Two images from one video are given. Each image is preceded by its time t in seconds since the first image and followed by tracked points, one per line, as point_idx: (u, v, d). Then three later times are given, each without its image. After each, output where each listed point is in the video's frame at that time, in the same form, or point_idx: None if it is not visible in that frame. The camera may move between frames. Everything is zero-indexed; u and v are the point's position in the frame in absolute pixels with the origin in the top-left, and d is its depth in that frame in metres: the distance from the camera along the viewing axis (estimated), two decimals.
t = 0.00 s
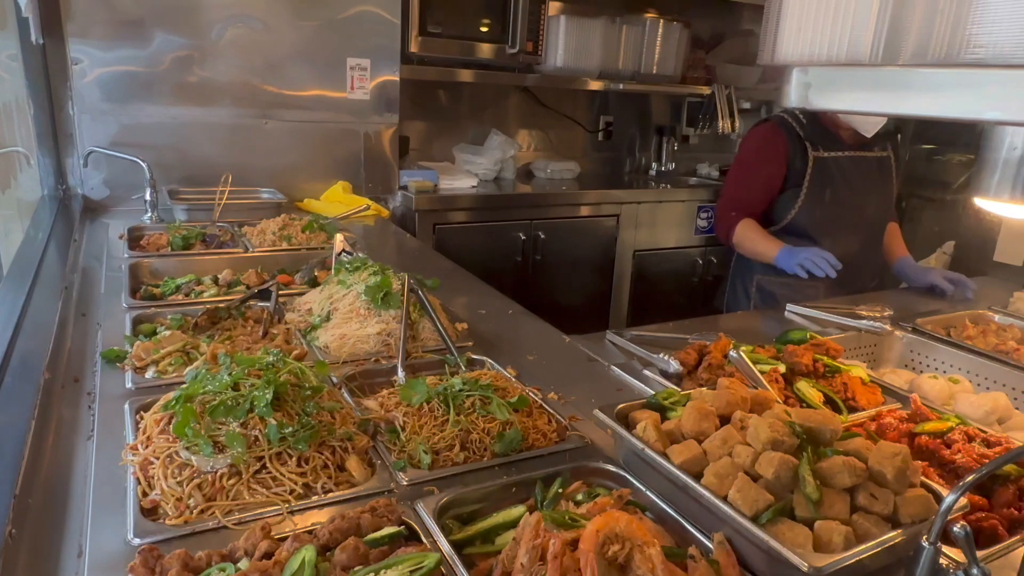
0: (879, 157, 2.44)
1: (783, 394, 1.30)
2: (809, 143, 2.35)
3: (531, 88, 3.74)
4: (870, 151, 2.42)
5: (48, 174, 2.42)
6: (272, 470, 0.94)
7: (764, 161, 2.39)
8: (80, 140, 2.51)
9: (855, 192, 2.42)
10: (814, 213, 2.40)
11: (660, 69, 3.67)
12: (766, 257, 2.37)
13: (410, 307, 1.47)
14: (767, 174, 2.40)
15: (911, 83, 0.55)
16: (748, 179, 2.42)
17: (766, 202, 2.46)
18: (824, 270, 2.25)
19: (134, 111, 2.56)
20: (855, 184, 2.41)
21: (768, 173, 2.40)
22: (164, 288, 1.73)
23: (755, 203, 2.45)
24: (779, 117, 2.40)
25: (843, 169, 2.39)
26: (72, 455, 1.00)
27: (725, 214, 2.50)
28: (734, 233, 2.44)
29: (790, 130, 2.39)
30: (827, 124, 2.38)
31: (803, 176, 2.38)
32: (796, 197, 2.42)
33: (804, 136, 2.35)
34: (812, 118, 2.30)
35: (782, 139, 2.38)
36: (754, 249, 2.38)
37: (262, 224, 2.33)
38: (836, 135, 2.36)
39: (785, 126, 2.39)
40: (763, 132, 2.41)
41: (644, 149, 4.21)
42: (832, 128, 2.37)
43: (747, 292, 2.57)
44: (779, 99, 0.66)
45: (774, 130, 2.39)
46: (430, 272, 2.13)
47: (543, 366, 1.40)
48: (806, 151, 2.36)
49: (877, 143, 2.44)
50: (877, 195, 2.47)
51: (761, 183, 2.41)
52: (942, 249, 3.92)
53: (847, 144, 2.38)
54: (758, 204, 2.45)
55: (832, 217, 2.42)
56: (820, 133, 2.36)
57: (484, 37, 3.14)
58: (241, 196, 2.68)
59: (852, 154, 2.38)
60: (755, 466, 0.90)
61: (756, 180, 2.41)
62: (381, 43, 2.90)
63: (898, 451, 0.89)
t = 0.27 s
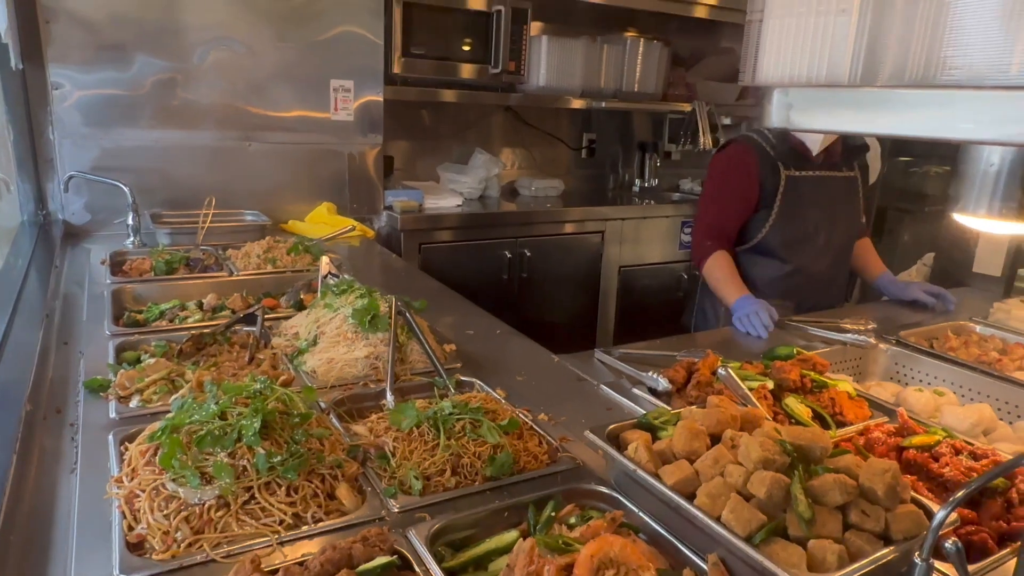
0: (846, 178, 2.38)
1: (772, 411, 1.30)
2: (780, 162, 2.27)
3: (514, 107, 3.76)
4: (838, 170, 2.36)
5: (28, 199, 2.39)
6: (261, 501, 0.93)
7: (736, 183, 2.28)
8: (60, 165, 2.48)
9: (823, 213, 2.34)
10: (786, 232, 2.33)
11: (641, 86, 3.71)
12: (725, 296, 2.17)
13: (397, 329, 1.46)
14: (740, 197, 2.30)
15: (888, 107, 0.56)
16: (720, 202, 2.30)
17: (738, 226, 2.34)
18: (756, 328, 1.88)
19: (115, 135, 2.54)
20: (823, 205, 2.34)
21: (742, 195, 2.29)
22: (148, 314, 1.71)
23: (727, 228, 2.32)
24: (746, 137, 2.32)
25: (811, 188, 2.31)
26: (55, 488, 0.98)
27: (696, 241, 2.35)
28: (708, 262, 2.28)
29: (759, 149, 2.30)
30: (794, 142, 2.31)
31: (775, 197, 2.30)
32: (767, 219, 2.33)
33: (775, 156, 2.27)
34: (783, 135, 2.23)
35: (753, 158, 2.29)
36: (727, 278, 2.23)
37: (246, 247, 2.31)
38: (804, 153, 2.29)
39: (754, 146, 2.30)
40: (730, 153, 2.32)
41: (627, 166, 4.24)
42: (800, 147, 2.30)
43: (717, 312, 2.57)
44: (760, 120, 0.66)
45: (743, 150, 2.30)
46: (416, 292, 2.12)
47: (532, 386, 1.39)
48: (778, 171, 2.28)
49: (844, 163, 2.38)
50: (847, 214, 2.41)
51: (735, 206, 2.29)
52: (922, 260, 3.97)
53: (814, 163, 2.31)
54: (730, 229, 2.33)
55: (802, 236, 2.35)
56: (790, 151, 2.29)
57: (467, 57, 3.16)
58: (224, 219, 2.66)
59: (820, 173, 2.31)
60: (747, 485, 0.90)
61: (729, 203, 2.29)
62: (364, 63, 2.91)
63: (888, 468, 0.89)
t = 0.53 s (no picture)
0: (820, 196, 2.42)
1: (761, 426, 1.31)
2: (753, 178, 2.30)
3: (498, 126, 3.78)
4: (811, 188, 2.39)
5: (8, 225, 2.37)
6: (251, 529, 0.92)
7: (713, 198, 2.30)
8: (41, 189, 2.46)
9: (798, 230, 2.37)
10: (764, 248, 2.36)
11: (623, 104, 3.75)
12: (713, 317, 2.16)
13: (386, 351, 1.46)
14: (717, 214, 2.31)
15: (870, 123, 0.57)
16: (699, 218, 2.31)
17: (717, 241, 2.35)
18: (749, 345, 1.88)
19: (97, 159, 2.52)
20: (796, 222, 2.37)
21: (719, 212, 2.30)
22: (132, 340, 1.69)
23: (707, 244, 2.32)
24: (717, 154, 2.35)
25: (785, 206, 2.34)
26: (39, 521, 0.96)
27: (677, 259, 2.34)
28: (691, 278, 2.27)
29: (731, 165, 2.33)
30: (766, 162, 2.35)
31: (751, 211, 2.32)
32: (743, 233, 2.35)
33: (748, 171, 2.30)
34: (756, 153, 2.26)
35: (728, 174, 2.31)
36: (712, 295, 2.22)
37: (231, 269, 2.30)
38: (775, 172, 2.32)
39: (727, 162, 2.33)
40: (704, 170, 2.33)
41: (611, 182, 4.28)
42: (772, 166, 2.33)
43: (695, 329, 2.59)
44: (743, 138, 0.68)
45: (717, 166, 2.33)
46: (404, 312, 2.12)
47: (522, 406, 1.39)
48: (752, 187, 2.31)
49: (818, 181, 2.41)
50: (823, 231, 2.44)
51: (712, 223, 2.30)
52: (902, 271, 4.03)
53: (787, 181, 2.34)
54: (710, 245, 2.33)
55: (779, 252, 2.38)
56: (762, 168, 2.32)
57: (450, 77, 3.18)
58: (209, 242, 2.64)
59: (793, 192, 2.34)
60: (741, 502, 0.90)
61: (707, 218, 2.30)
62: (348, 84, 2.92)
63: (879, 482, 0.91)
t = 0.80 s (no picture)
0: (794, 210, 2.46)
1: (747, 437, 1.31)
2: (727, 191, 2.35)
3: (481, 144, 3.81)
4: (785, 203, 2.44)
5: None
6: (239, 552, 0.91)
7: (689, 211, 2.33)
8: (21, 213, 2.44)
9: (774, 244, 2.41)
10: (744, 261, 2.39)
11: (605, 121, 3.79)
12: (697, 330, 2.17)
13: (373, 369, 1.46)
14: (695, 228, 2.33)
15: (845, 140, 0.58)
16: (677, 232, 2.33)
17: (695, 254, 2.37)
18: (735, 356, 1.90)
19: (78, 182, 2.51)
20: (772, 236, 2.41)
21: (696, 226, 2.33)
22: (115, 364, 1.67)
23: (686, 256, 2.34)
24: (690, 169, 2.40)
25: (761, 220, 2.38)
26: (21, 548, 0.95)
27: (658, 273, 2.34)
28: (673, 291, 2.27)
29: (705, 180, 2.37)
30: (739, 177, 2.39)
31: (726, 223, 2.36)
32: (720, 245, 2.38)
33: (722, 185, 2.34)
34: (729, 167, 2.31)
35: (702, 188, 2.36)
36: (695, 307, 2.22)
37: (216, 290, 2.29)
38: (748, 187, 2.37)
39: (700, 176, 2.38)
40: (678, 186, 2.37)
41: (594, 198, 4.31)
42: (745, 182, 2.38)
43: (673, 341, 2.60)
44: (723, 152, 0.70)
45: (691, 181, 2.37)
46: (389, 330, 2.12)
47: (510, 422, 1.39)
48: (725, 200, 2.35)
49: (792, 195, 2.46)
50: (799, 244, 2.49)
51: (691, 236, 2.32)
52: (882, 281, 4.09)
53: (762, 196, 2.39)
54: (689, 258, 2.35)
55: (758, 266, 2.41)
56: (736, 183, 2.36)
57: (433, 96, 3.20)
58: (192, 264, 2.63)
59: (768, 206, 2.39)
60: (728, 513, 0.91)
61: (685, 231, 2.32)
62: (331, 104, 2.94)
63: (863, 489, 0.91)
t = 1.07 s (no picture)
0: (771, 226, 2.50)
1: (733, 455, 1.32)
2: (704, 209, 2.38)
3: (465, 164, 3.83)
4: (762, 220, 2.48)
5: None
6: None
7: (668, 230, 2.36)
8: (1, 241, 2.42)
9: (753, 261, 2.45)
10: (726, 278, 2.41)
11: (587, 140, 3.83)
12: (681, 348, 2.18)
13: (360, 395, 1.45)
14: (674, 247, 2.36)
15: (821, 157, 0.70)
16: (657, 252, 2.35)
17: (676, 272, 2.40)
18: (720, 373, 1.92)
19: (60, 209, 2.50)
20: (751, 253, 2.44)
21: (675, 245, 2.36)
22: (98, 393, 1.66)
23: (668, 275, 2.36)
24: (668, 189, 2.43)
25: (739, 238, 2.42)
26: None
27: (640, 291, 2.37)
28: (655, 310, 2.29)
29: (683, 200, 2.40)
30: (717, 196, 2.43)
31: (705, 240, 2.38)
32: (700, 262, 2.40)
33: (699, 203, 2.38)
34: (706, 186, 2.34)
35: (680, 206, 2.39)
36: (677, 325, 2.24)
37: (200, 316, 2.28)
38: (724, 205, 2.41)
39: (678, 196, 2.41)
40: (657, 205, 2.40)
41: (579, 217, 4.34)
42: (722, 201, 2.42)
43: (657, 359, 2.62)
44: (702, 175, 0.82)
45: (670, 200, 2.40)
46: (376, 353, 2.11)
47: (498, 445, 1.39)
48: (703, 218, 2.38)
49: (769, 212, 2.50)
50: (779, 260, 2.52)
51: (671, 255, 2.35)
52: (864, 294, 4.14)
53: (740, 214, 2.43)
54: (670, 276, 2.37)
55: (740, 283, 2.44)
56: (713, 202, 2.39)
57: (416, 118, 3.22)
58: (176, 290, 2.62)
59: (746, 224, 2.42)
60: (716, 534, 0.91)
61: (665, 249, 2.35)
62: (314, 127, 2.94)
63: (848, 507, 0.92)
